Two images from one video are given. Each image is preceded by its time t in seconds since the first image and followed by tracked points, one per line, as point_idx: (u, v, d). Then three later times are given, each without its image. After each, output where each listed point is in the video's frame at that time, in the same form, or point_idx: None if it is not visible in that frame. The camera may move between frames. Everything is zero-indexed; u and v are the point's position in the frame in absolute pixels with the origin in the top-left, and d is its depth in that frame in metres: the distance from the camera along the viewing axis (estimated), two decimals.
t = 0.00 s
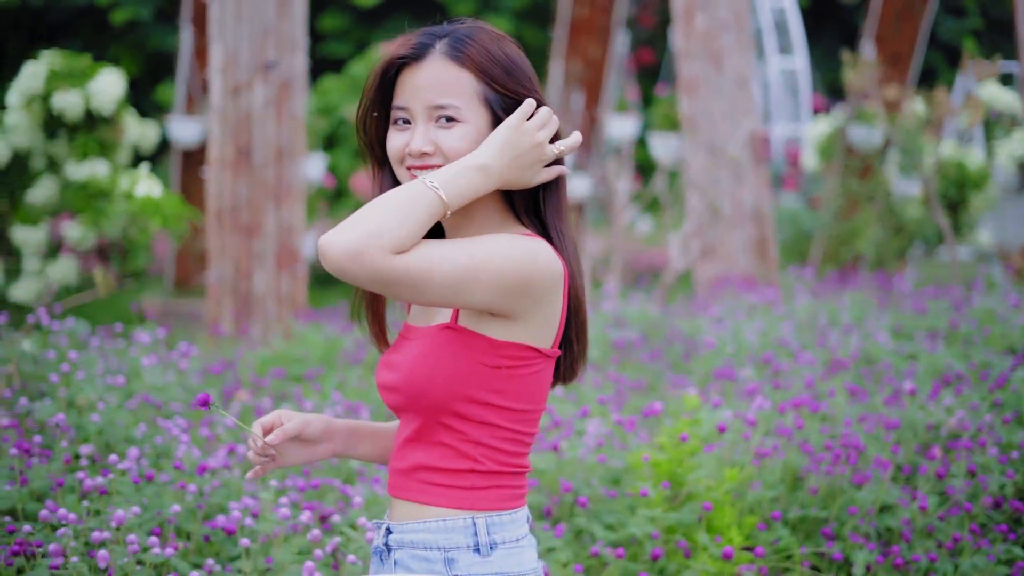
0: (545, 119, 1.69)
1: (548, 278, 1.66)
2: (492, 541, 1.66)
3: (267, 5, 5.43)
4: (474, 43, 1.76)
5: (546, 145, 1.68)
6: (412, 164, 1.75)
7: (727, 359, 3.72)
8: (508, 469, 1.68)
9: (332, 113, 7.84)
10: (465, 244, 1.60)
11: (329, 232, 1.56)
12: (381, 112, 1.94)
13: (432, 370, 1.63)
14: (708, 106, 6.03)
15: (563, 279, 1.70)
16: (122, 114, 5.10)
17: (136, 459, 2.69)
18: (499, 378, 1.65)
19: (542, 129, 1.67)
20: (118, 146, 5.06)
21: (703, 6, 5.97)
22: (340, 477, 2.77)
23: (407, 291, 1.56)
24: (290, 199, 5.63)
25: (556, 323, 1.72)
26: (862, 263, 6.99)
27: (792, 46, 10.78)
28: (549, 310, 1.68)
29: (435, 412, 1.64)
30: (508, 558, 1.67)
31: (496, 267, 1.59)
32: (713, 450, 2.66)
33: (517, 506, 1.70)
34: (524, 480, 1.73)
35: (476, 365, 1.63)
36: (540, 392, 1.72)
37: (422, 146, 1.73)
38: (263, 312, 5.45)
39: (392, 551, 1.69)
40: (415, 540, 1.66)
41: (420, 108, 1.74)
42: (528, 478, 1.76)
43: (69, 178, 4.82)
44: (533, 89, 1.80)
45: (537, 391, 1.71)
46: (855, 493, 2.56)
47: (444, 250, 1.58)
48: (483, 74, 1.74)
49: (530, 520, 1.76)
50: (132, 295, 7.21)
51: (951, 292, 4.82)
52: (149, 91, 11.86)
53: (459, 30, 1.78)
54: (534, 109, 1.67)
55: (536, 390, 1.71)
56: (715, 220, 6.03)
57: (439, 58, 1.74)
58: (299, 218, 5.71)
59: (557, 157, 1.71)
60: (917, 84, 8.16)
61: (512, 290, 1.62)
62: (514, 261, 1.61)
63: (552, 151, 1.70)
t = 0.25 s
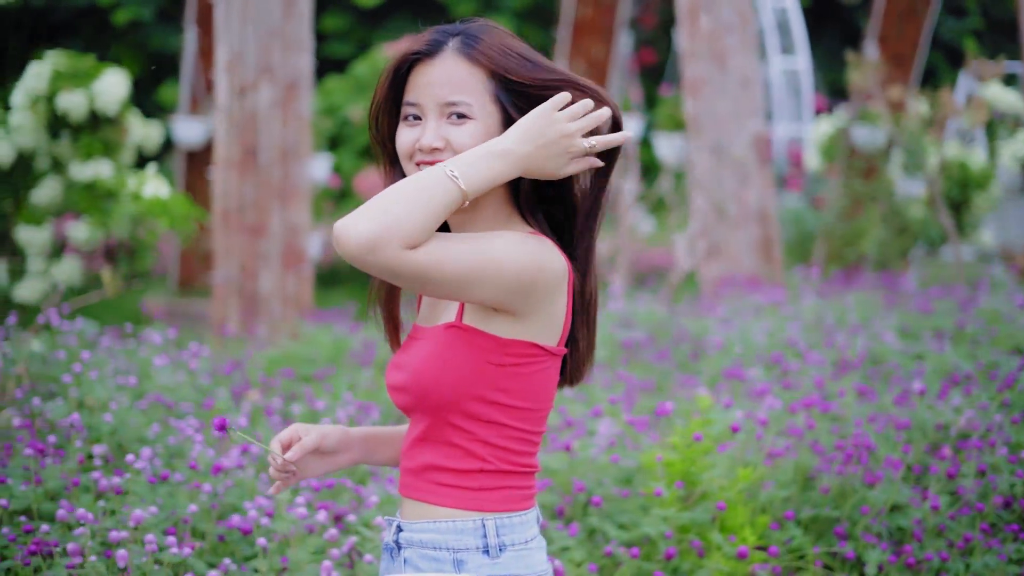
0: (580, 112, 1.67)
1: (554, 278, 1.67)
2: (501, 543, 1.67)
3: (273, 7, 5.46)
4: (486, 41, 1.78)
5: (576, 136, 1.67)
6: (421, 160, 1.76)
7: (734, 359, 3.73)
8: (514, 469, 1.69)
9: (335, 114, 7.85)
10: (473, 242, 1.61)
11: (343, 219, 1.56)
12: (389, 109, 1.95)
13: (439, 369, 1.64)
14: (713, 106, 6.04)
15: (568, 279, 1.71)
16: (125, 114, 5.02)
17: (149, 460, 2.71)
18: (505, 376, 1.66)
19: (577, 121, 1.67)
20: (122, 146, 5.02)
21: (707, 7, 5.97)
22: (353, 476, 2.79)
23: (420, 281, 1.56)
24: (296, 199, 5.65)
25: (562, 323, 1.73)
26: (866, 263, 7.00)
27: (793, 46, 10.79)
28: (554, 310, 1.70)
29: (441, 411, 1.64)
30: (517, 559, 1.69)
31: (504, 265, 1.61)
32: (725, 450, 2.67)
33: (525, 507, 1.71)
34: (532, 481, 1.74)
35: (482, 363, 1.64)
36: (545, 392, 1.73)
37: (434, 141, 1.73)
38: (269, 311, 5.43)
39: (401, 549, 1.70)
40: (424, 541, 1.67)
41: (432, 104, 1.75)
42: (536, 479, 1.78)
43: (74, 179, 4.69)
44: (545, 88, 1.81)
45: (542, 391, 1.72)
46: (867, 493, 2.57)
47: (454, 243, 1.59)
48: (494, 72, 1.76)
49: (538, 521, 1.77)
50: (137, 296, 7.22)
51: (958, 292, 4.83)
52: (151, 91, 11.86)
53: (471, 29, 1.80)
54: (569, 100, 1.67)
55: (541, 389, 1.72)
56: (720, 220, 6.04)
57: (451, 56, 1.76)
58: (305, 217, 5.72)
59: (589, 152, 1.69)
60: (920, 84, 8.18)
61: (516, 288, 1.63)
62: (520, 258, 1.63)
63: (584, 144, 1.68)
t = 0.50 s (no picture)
0: (601, 109, 1.65)
1: (552, 273, 1.69)
2: (508, 543, 1.68)
3: (278, 7, 5.45)
4: (499, 37, 1.82)
5: (593, 133, 1.63)
6: (430, 149, 1.77)
7: (742, 360, 3.74)
8: (517, 463, 1.70)
9: (339, 114, 7.85)
10: (477, 237, 1.61)
11: (353, 212, 1.55)
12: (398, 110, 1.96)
13: (441, 364, 1.65)
14: (717, 107, 6.05)
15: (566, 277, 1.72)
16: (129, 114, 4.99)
17: (162, 460, 2.72)
18: (507, 371, 1.66)
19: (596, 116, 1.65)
20: (126, 147, 4.96)
21: (712, 7, 5.97)
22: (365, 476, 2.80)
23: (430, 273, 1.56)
24: (302, 199, 5.58)
25: (563, 319, 1.74)
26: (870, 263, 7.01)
27: (795, 46, 10.79)
28: (553, 305, 1.70)
29: (444, 406, 1.66)
30: (524, 560, 1.70)
31: (506, 260, 1.62)
32: (737, 450, 2.68)
33: (530, 505, 1.73)
34: (535, 479, 1.75)
35: (486, 356, 1.65)
36: (547, 387, 1.74)
37: (445, 130, 1.75)
38: (274, 312, 5.48)
39: (409, 548, 1.72)
40: (431, 540, 1.68)
41: (444, 95, 1.77)
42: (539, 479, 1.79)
43: (76, 180, 4.75)
44: (554, 86, 1.84)
45: (544, 385, 1.73)
46: (879, 492, 2.57)
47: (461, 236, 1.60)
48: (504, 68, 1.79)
49: (544, 520, 1.79)
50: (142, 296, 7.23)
51: (963, 292, 4.83)
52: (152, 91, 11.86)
53: (485, 25, 1.84)
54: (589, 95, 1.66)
55: (544, 383, 1.72)
56: (724, 220, 6.06)
57: (465, 49, 1.79)
58: (311, 217, 5.66)
59: (607, 150, 1.65)
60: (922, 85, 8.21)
61: (517, 283, 1.63)
62: (521, 252, 1.64)
63: (601, 141, 1.64)
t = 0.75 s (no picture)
0: (571, 111, 1.60)
1: (549, 269, 1.70)
2: (516, 540, 1.69)
3: (283, 8, 5.45)
4: (510, 36, 1.83)
5: (566, 138, 1.59)
6: (436, 142, 1.78)
7: (749, 359, 3.75)
8: (523, 459, 1.71)
9: (342, 114, 7.86)
10: (471, 252, 1.60)
11: (345, 273, 1.51)
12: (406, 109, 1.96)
13: (439, 363, 1.66)
14: (721, 107, 6.06)
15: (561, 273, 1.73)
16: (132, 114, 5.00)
17: (174, 459, 2.74)
18: (506, 370, 1.67)
19: (569, 121, 1.59)
20: (129, 146, 4.97)
21: (716, 7, 5.98)
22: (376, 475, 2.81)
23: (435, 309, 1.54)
24: (307, 199, 5.58)
25: (562, 314, 1.74)
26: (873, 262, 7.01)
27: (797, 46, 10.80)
28: (550, 301, 1.71)
29: (445, 404, 1.67)
30: (532, 556, 1.71)
31: (500, 263, 1.62)
32: (748, 449, 2.69)
33: (538, 502, 1.73)
34: (541, 476, 1.75)
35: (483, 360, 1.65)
36: (549, 384, 1.74)
37: (451, 124, 1.76)
38: (279, 312, 5.47)
39: (417, 545, 1.73)
40: (439, 538, 1.69)
41: (452, 90, 1.78)
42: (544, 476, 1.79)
43: (80, 179, 4.77)
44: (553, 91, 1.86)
45: (545, 381, 1.73)
46: (889, 491, 2.58)
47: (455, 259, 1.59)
48: (512, 65, 1.79)
49: (551, 517, 1.79)
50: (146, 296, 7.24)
51: (968, 292, 4.84)
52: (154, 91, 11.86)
53: (497, 23, 1.85)
54: (555, 100, 1.60)
55: (545, 378, 1.72)
56: (729, 220, 6.07)
57: (475, 45, 1.80)
58: (316, 217, 5.64)
59: (583, 154, 1.61)
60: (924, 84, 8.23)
61: (514, 287, 1.63)
62: (516, 254, 1.64)
63: (576, 147, 1.60)
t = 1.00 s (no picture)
0: (455, 141, 1.61)
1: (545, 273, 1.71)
2: (518, 537, 1.73)
3: (289, 7, 5.45)
4: (507, 39, 1.82)
5: (467, 164, 1.61)
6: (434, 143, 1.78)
7: (756, 358, 3.76)
8: (527, 457, 1.75)
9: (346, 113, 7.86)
10: (472, 291, 1.61)
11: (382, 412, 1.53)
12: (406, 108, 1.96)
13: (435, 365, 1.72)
14: (725, 107, 6.07)
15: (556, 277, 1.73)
16: (135, 113, 4.96)
17: (185, 457, 2.76)
18: (506, 375, 1.70)
19: (457, 152, 1.61)
20: (131, 146, 4.94)
21: (720, 7, 5.99)
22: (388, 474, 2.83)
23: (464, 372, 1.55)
24: (312, 198, 5.57)
25: (559, 315, 1.75)
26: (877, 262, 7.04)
27: (799, 46, 10.81)
28: (547, 304, 1.72)
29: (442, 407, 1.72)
30: (532, 553, 1.76)
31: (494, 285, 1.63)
32: (758, 447, 2.71)
33: (540, 500, 1.78)
34: (541, 475, 1.80)
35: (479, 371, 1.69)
36: (548, 382, 1.77)
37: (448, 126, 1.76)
38: (284, 312, 5.49)
39: (418, 542, 1.76)
40: (442, 535, 1.72)
41: (451, 91, 1.77)
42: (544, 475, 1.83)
43: (84, 180, 4.73)
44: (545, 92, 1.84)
45: (545, 380, 1.76)
46: (899, 488, 2.59)
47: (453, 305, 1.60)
48: (511, 70, 1.79)
49: (550, 516, 1.84)
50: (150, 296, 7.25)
51: (972, 291, 4.86)
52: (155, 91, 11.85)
53: (496, 27, 1.85)
54: (429, 141, 1.60)
55: (544, 378, 1.76)
56: (733, 219, 6.09)
57: (475, 46, 1.79)
58: (322, 217, 5.64)
59: (489, 161, 1.65)
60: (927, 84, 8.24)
61: (516, 300, 1.65)
62: (510, 268, 1.65)
63: (481, 160, 1.63)
